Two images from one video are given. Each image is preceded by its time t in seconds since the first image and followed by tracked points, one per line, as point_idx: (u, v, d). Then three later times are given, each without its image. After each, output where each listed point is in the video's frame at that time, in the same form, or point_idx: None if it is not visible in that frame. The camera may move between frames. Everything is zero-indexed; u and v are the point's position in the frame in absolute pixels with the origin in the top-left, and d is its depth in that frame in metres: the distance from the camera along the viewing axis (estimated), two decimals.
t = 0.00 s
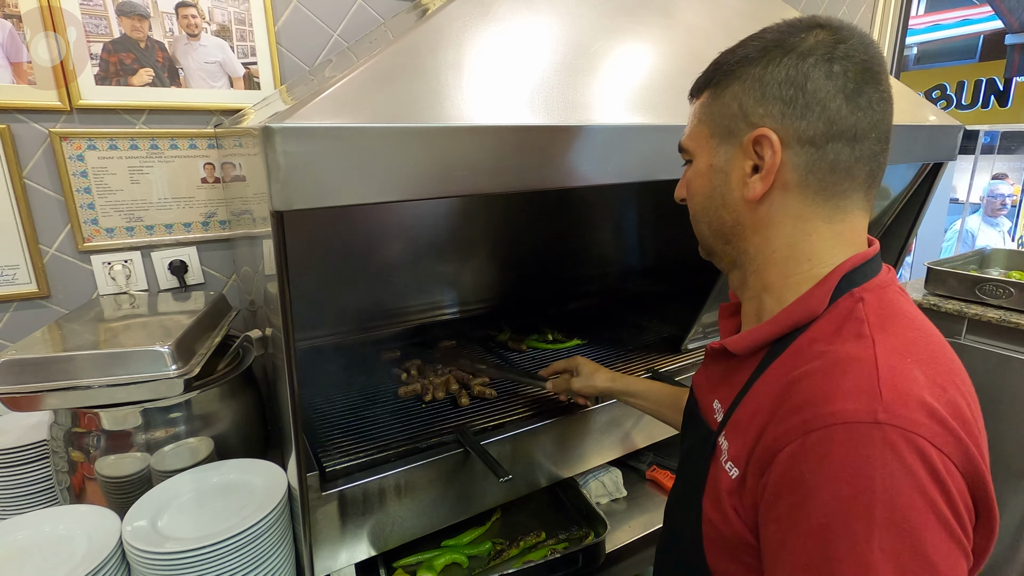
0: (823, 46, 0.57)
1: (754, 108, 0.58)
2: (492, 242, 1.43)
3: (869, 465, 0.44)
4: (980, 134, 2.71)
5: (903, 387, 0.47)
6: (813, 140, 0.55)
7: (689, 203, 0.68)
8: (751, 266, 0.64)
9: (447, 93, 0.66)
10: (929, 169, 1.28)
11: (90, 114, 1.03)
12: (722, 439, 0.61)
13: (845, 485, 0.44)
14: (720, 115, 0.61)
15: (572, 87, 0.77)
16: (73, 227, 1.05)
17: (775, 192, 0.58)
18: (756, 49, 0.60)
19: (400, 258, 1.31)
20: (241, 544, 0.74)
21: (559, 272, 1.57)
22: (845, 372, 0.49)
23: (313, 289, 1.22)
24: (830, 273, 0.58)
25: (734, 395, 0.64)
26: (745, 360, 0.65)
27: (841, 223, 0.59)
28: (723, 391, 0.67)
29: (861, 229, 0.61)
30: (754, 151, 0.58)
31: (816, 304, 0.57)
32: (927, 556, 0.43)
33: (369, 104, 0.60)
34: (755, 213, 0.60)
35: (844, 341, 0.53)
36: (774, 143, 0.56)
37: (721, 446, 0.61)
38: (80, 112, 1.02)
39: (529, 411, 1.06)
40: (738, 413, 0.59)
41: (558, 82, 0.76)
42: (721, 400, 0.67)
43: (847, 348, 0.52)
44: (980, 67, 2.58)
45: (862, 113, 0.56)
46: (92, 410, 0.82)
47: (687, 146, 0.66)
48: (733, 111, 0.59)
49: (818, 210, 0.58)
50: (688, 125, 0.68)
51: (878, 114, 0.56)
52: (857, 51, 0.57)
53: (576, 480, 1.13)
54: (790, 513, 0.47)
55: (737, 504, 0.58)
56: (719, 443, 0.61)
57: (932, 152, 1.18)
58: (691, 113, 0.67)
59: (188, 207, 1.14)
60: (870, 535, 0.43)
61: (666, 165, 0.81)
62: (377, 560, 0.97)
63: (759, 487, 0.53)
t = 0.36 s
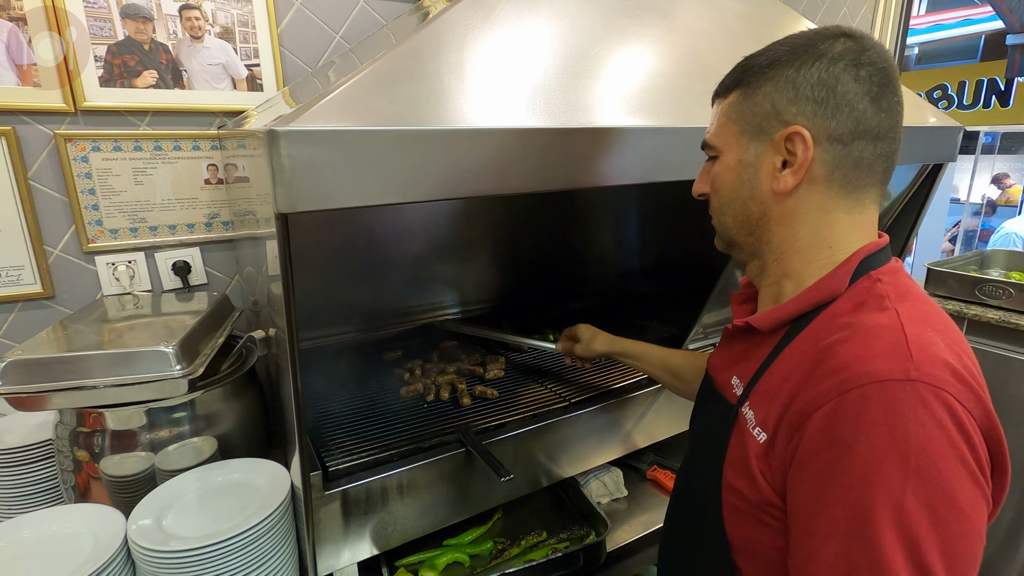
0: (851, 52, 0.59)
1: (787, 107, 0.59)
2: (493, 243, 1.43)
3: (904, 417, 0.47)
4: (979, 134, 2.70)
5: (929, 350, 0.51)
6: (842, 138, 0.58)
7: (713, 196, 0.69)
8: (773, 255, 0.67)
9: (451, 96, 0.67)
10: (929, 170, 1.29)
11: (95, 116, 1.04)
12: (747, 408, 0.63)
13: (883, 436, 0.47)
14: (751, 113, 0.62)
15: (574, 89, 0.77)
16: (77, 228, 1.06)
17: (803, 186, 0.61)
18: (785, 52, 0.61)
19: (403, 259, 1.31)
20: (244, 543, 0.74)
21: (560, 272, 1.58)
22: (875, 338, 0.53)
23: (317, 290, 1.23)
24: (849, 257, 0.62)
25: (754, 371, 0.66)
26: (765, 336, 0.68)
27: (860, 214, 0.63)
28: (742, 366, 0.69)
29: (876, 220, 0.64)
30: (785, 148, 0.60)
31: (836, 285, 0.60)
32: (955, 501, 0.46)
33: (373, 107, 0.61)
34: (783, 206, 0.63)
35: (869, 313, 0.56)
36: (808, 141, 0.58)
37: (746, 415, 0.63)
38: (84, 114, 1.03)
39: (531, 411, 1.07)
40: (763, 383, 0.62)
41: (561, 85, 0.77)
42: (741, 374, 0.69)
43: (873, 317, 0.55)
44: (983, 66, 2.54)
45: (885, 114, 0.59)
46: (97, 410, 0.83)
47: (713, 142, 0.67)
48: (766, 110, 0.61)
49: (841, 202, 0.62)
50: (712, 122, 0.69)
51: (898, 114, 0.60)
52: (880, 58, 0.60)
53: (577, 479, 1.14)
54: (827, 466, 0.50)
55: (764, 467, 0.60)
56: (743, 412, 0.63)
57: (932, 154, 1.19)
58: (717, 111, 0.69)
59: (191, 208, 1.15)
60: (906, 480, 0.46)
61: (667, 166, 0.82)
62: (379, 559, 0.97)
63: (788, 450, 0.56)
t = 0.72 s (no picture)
0: (828, 64, 0.66)
1: (797, 115, 0.63)
2: (494, 243, 1.44)
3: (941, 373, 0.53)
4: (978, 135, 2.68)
5: (942, 314, 0.58)
6: (842, 137, 0.65)
7: (720, 203, 0.70)
8: (785, 249, 0.71)
9: (451, 99, 0.68)
10: (928, 171, 1.29)
11: (99, 117, 1.05)
12: (777, 385, 0.66)
13: (929, 391, 0.52)
14: (759, 122, 0.64)
15: (573, 91, 0.78)
16: (81, 228, 1.06)
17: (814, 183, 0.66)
18: (773, 65, 0.65)
19: (404, 260, 1.32)
20: (247, 540, 0.75)
21: (561, 273, 1.58)
22: (897, 308, 0.59)
23: (319, 291, 1.24)
24: (844, 243, 0.70)
25: (774, 352, 0.69)
26: (773, 320, 0.72)
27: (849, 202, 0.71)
28: (756, 349, 0.73)
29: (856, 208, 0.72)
30: (797, 152, 0.64)
31: (842, 266, 0.67)
32: (986, 442, 0.53)
33: (374, 110, 0.61)
34: (797, 204, 0.67)
35: (880, 288, 0.63)
36: (822, 143, 0.63)
37: (777, 392, 0.66)
38: (88, 115, 1.04)
39: (531, 410, 1.07)
40: (791, 361, 0.66)
41: (560, 87, 0.77)
42: (756, 355, 0.72)
43: (889, 291, 0.62)
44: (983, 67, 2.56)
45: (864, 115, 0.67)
46: (101, 408, 0.84)
47: (714, 152, 0.68)
48: (775, 118, 0.63)
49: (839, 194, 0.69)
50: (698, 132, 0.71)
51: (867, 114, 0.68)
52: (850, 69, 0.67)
53: (577, 479, 1.15)
54: (879, 425, 0.54)
55: (804, 437, 0.63)
56: (773, 389, 0.67)
57: (931, 155, 1.19)
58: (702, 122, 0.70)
59: (194, 209, 1.15)
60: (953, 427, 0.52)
61: (667, 166, 0.82)
62: (380, 557, 0.98)
63: (828, 418, 0.60)
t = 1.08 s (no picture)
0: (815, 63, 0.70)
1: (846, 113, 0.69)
2: (495, 241, 1.44)
3: (975, 321, 0.57)
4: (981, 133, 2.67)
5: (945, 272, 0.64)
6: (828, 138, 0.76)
7: (813, 202, 0.65)
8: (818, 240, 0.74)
9: (452, 95, 0.68)
10: (929, 168, 1.29)
11: (100, 115, 1.05)
12: (816, 365, 0.67)
13: (977, 338, 0.56)
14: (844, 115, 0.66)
15: (574, 87, 0.78)
16: (82, 225, 1.07)
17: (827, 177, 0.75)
18: (818, 59, 0.66)
19: (405, 257, 1.32)
20: (248, 536, 0.75)
21: (562, 271, 1.58)
22: (911, 273, 0.63)
23: (320, 288, 1.24)
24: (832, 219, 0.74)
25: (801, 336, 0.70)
26: (788, 305, 0.72)
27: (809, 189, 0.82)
28: (775, 336, 0.73)
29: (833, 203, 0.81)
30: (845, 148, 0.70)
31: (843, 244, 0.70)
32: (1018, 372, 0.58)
33: (374, 105, 0.61)
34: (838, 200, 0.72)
35: (884, 259, 0.67)
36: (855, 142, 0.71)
37: (817, 371, 0.67)
38: (89, 112, 1.04)
39: (532, 407, 1.07)
40: (823, 340, 0.67)
41: (561, 84, 0.77)
42: (779, 342, 0.72)
43: (898, 260, 0.66)
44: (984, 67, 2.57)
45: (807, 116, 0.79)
46: (102, 404, 0.84)
47: (826, 146, 0.64)
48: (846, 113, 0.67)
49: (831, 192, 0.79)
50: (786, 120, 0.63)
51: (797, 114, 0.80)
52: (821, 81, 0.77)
53: (577, 476, 1.15)
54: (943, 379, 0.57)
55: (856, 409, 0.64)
56: (812, 370, 0.67)
57: (932, 153, 1.19)
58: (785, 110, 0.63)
59: (195, 206, 1.16)
60: (1001, 366, 0.55)
61: (669, 162, 0.82)
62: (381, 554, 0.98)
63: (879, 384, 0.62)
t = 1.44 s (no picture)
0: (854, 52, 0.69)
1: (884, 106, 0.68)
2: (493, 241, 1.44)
3: None
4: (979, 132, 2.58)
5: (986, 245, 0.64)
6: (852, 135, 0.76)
7: (865, 195, 0.63)
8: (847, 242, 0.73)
9: (448, 94, 0.68)
10: (926, 168, 1.29)
11: (99, 114, 1.05)
12: (870, 356, 0.64)
13: None
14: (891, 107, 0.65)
15: (571, 87, 0.78)
16: (81, 224, 1.07)
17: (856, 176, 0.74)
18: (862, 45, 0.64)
19: (404, 257, 1.32)
20: (246, 534, 0.75)
21: (560, 270, 1.58)
22: (960, 248, 0.63)
23: (318, 288, 1.24)
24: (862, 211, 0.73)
25: (848, 327, 0.66)
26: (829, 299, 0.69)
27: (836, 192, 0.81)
28: (816, 332, 0.70)
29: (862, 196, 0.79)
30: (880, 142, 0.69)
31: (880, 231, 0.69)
32: None
33: (371, 104, 0.62)
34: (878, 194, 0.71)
35: (924, 241, 0.66)
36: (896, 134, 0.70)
37: (872, 362, 0.64)
38: (88, 112, 1.04)
39: (530, 406, 1.08)
40: (875, 329, 0.65)
41: (557, 84, 0.78)
42: (821, 338, 0.69)
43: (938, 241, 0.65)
44: (983, 66, 2.56)
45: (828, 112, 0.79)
46: (100, 403, 0.84)
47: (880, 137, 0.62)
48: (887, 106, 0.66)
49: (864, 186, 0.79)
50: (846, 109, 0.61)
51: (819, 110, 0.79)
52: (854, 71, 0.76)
53: (574, 475, 1.15)
54: None
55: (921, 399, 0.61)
56: (867, 361, 0.64)
57: (928, 153, 1.19)
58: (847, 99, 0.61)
59: (194, 206, 1.16)
60: None
61: (666, 161, 0.83)
62: (378, 552, 0.98)
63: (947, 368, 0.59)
